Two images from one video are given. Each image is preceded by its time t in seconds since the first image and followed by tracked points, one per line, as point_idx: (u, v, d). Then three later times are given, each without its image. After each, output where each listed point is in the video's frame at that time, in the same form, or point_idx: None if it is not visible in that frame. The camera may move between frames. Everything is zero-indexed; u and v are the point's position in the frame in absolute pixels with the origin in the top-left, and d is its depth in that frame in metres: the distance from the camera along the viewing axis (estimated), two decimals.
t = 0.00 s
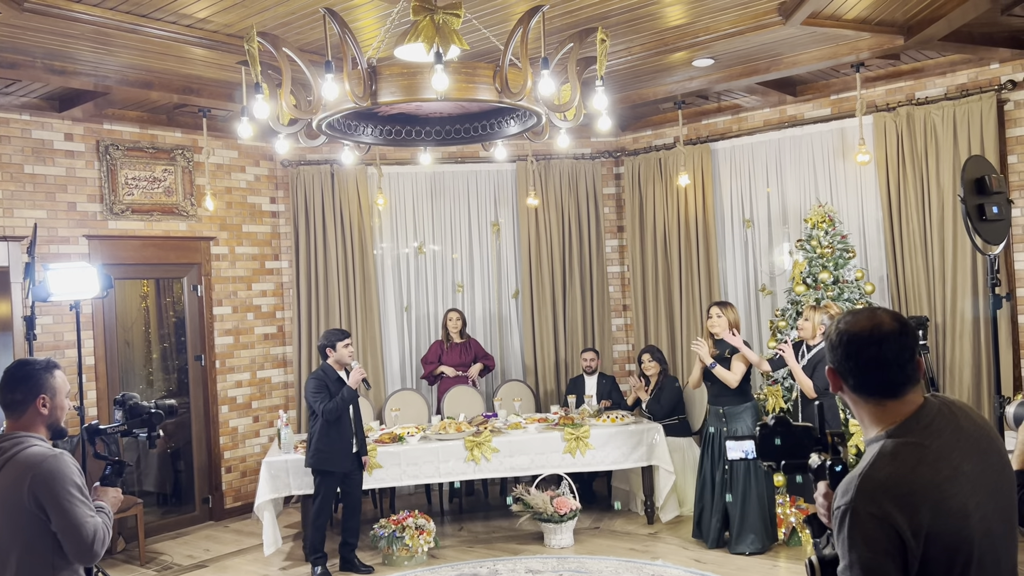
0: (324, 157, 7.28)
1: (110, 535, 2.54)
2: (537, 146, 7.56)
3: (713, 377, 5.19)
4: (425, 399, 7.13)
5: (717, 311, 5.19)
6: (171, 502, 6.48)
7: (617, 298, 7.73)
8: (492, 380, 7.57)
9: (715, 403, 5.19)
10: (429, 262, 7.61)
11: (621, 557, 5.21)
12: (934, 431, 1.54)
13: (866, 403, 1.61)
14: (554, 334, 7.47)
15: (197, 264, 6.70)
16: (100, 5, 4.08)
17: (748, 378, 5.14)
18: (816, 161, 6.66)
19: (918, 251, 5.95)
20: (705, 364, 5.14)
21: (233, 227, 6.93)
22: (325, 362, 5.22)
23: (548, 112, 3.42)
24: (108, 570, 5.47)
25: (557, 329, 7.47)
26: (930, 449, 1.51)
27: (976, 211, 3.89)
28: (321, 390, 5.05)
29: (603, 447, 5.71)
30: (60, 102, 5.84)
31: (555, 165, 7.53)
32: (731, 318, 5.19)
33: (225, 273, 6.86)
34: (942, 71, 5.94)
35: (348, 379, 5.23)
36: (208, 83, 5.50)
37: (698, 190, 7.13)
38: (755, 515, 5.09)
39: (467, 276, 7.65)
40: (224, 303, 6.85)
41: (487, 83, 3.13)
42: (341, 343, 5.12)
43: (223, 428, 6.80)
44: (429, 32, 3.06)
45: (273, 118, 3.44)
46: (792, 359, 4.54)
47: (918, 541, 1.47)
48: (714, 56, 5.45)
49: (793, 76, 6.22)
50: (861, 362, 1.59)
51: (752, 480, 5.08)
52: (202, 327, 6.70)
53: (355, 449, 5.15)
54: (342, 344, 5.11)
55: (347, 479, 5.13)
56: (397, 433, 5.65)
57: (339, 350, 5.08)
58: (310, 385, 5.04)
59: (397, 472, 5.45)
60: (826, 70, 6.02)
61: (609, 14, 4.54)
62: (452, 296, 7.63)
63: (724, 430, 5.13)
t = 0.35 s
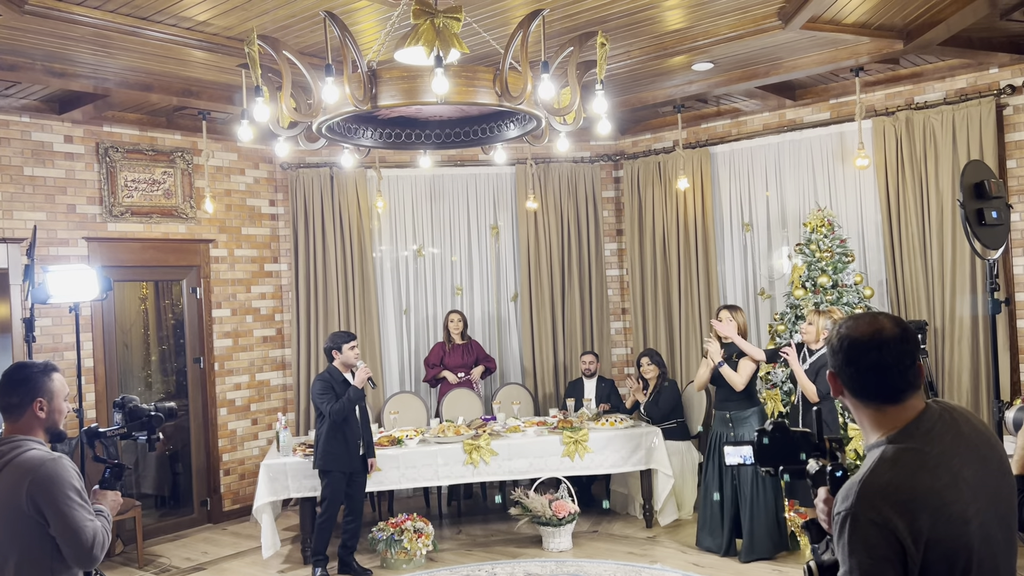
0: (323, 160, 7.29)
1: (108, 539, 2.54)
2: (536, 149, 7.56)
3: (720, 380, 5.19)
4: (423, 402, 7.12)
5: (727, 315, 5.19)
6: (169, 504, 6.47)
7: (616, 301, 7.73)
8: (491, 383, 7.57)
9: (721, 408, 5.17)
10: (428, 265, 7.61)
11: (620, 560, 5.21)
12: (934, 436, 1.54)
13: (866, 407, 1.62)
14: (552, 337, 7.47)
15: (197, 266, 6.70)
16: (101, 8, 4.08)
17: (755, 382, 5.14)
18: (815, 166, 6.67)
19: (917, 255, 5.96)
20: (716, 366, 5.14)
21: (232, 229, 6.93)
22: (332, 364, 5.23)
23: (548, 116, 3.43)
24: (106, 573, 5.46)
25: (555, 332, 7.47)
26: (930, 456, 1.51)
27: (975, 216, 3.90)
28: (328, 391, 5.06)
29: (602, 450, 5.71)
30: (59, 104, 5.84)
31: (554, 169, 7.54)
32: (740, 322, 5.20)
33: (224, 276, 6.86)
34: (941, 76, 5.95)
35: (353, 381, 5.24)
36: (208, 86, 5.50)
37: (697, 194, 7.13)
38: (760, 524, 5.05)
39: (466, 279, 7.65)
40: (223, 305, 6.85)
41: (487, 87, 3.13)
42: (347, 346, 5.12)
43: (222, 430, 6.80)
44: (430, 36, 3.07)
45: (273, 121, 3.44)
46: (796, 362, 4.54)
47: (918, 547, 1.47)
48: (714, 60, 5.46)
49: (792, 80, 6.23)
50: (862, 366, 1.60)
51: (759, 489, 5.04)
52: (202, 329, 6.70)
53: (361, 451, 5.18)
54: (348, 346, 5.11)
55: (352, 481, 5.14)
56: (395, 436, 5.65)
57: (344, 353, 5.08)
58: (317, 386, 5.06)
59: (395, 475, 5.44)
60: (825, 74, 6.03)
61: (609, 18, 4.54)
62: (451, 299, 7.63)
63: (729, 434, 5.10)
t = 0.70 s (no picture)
0: (327, 161, 7.29)
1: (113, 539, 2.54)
2: (540, 151, 7.57)
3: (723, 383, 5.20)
4: (426, 403, 7.12)
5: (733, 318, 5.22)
6: (171, 505, 6.48)
7: (619, 304, 7.73)
8: (493, 385, 7.57)
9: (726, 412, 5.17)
10: (431, 267, 7.61)
11: (622, 563, 5.21)
12: (946, 433, 1.55)
13: (892, 395, 1.63)
14: (555, 339, 7.46)
15: (200, 267, 6.71)
16: (107, 8, 4.09)
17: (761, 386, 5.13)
18: (819, 168, 6.66)
19: (921, 259, 5.95)
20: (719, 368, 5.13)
21: (236, 230, 6.94)
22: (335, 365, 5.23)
23: (552, 117, 3.43)
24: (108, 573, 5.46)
25: (558, 334, 7.47)
26: (940, 452, 1.52)
27: (980, 219, 3.89)
28: (330, 391, 5.06)
29: (605, 452, 5.70)
30: (64, 105, 5.85)
31: (558, 171, 7.54)
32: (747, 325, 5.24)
33: (227, 277, 6.87)
34: (945, 79, 5.95)
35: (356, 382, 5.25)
36: (213, 87, 5.51)
37: (700, 197, 7.13)
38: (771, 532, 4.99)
39: (469, 280, 7.65)
40: (227, 306, 6.85)
41: (492, 89, 3.14)
42: (349, 347, 5.13)
43: (225, 431, 6.80)
44: (436, 38, 3.07)
45: (278, 122, 3.44)
46: (802, 368, 4.55)
47: (921, 539, 1.49)
48: (718, 63, 5.46)
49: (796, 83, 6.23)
50: (906, 355, 1.60)
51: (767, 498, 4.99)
52: (205, 330, 6.70)
53: (365, 452, 5.18)
54: (351, 347, 5.12)
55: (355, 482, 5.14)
56: (398, 437, 5.65)
57: (347, 353, 5.08)
58: (320, 387, 5.07)
59: (398, 477, 5.44)
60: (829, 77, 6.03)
61: (613, 20, 4.55)
62: (454, 301, 7.63)
63: (734, 438, 5.09)
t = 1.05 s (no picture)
0: (334, 161, 7.30)
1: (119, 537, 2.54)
2: (547, 152, 7.57)
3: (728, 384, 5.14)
4: (431, 404, 7.13)
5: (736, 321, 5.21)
6: (176, 504, 6.49)
7: (625, 305, 7.73)
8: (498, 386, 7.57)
9: (728, 414, 5.16)
10: (437, 267, 7.62)
11: (627, 565, 5.20)
12: (957, 436, 1.56)
13: (893, 403, 1.64)
14: (561, 340, 7.46)
15: (207, 266, 6.73)
16: (116, 8, 4.10)
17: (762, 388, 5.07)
18: (826, 171, 6.65)
19: (928, 261, 5.93)
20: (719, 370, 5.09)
21: (242, 230, 6.95)
22: (339, 365, 5.23)
23: (560, 118, 3.43)
24: (114, 571, 5.48)
25: (563, 335, 7.46)
26: (953, 454, 1.53)
27: (988, 222, 3.88)
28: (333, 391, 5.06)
29: (609, 454, 5.69)
30: (73, 104, 5.87)
31: (564, 172, 7.55)
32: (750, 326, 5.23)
33: (233, 276, 6.89)
34: (954, 82, 5.94)
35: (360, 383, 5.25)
36: (220, 87, 5.53)
37: (707, 199, 7.13)
38: (773, 534, 4.99)
39: (474, 281, 7.65)
40: (233, 306, 6.87)
41: (500, 89, 3.14)
42: (354, 347, 5.13)
43: (230, 430, 6.81)
44: (444, 37, 3.08)
45: (285, 122, 3.45)
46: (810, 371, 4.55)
47: (938, 543, 1.49)
48: (725, 65, 5.46)
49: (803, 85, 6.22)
50: (896, 361, 1.62)
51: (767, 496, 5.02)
52: (211, 330, 6.72)
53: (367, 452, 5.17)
54: (356, 348, 5.12)
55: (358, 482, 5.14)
56: (403, 437, 5.65)
57: (351, 353, 5.09)
58: (324, 387, 5.07)
59: (403, 477, 5.45)
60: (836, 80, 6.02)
61: (621, 22, 4.55)
62: (459, 302, 7.63)
63: (737, 440, 5.09)
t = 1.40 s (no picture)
0: (341, 161, 7.31)
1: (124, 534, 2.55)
2: (554, 154, 7.57)
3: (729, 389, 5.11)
4: (436, 404, 7.13)
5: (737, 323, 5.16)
6: (182, 502, 6.51)
7: (631, 307, 7.73)
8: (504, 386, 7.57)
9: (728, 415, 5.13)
10: (443, 268, 7.62)
11: (631, 567, 5.19)
12: (966, 439, 1.56)
13: (902, 406, 1.63)
14: (566, 340, 7.46)
15: (214, 265, 6.75)
16: (126, 7, 4.12)
17: (762, 389, 5.02)
18: (834, 173, 6.64)
19: (936, 265, 5.91)
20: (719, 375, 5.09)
21: (250, 229, 6.97)
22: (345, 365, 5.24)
23: (567, 119, 3.42)
24: (119, 568, 5.49)
25: (569, 336, 7.46)
26: (962, 458, 1.53)
27: (997, 226, 3.86)
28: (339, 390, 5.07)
29: (615, 455, 5.69)
30: (82, 103, 5.89)
31: (571, 173, 7.54)
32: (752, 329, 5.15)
33: (240, 275, 6.90)
34: (962, 85, 5.92)
35: (366, 382, 5.26)
36: (228, 86, 5.54)
37: (714, 200, 7.11)
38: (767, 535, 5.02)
39: (480, 282, 7.65)
40: (240, 305, 6.88)
41: (508, 90, 3.14)
42: (360, 347, 5.14)
43: (236, 429, 6.82)
44: (452, 38, 3.08)
45: (293, 121, 3.45)
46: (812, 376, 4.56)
47: (946, 547, 1.48)
48: (733, 66, 5.45)
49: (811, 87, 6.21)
50: (900, 365, 1.61)
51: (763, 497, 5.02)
52: (218, 329, 6.73)
53: (371, 452, 5.21)
54: (362, 347, 5.13)
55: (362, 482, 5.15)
56: (408, 437, 5.66)
57: (357, 354, 5.10)
58: (330, 386, 5.07)
59: (408, 477, 5.45)
60: (844, 82, 6.01)
61: (629, 23, 4.55)
62: (466, 302, 7.63)
63: (737, 442, 5.08)
